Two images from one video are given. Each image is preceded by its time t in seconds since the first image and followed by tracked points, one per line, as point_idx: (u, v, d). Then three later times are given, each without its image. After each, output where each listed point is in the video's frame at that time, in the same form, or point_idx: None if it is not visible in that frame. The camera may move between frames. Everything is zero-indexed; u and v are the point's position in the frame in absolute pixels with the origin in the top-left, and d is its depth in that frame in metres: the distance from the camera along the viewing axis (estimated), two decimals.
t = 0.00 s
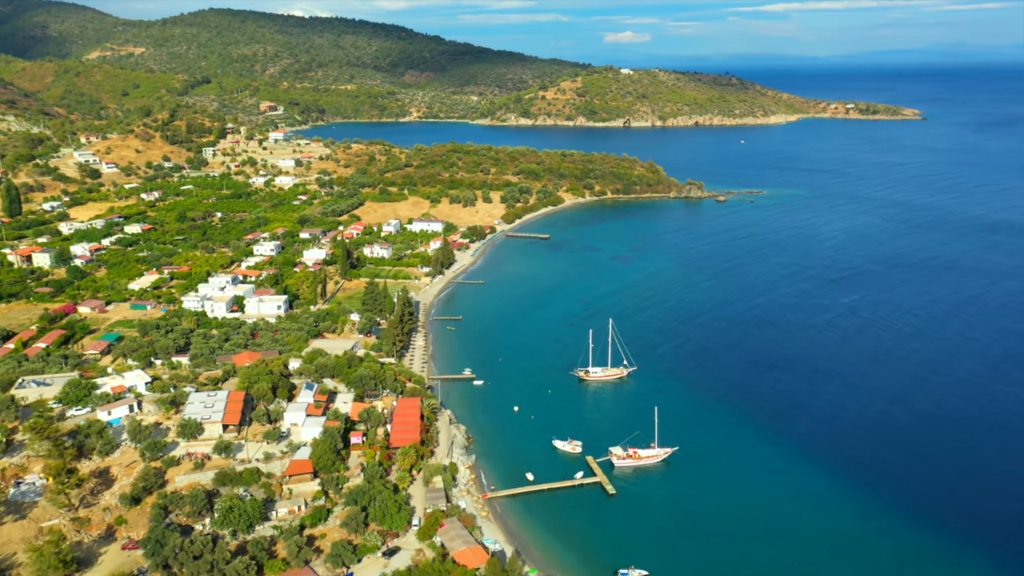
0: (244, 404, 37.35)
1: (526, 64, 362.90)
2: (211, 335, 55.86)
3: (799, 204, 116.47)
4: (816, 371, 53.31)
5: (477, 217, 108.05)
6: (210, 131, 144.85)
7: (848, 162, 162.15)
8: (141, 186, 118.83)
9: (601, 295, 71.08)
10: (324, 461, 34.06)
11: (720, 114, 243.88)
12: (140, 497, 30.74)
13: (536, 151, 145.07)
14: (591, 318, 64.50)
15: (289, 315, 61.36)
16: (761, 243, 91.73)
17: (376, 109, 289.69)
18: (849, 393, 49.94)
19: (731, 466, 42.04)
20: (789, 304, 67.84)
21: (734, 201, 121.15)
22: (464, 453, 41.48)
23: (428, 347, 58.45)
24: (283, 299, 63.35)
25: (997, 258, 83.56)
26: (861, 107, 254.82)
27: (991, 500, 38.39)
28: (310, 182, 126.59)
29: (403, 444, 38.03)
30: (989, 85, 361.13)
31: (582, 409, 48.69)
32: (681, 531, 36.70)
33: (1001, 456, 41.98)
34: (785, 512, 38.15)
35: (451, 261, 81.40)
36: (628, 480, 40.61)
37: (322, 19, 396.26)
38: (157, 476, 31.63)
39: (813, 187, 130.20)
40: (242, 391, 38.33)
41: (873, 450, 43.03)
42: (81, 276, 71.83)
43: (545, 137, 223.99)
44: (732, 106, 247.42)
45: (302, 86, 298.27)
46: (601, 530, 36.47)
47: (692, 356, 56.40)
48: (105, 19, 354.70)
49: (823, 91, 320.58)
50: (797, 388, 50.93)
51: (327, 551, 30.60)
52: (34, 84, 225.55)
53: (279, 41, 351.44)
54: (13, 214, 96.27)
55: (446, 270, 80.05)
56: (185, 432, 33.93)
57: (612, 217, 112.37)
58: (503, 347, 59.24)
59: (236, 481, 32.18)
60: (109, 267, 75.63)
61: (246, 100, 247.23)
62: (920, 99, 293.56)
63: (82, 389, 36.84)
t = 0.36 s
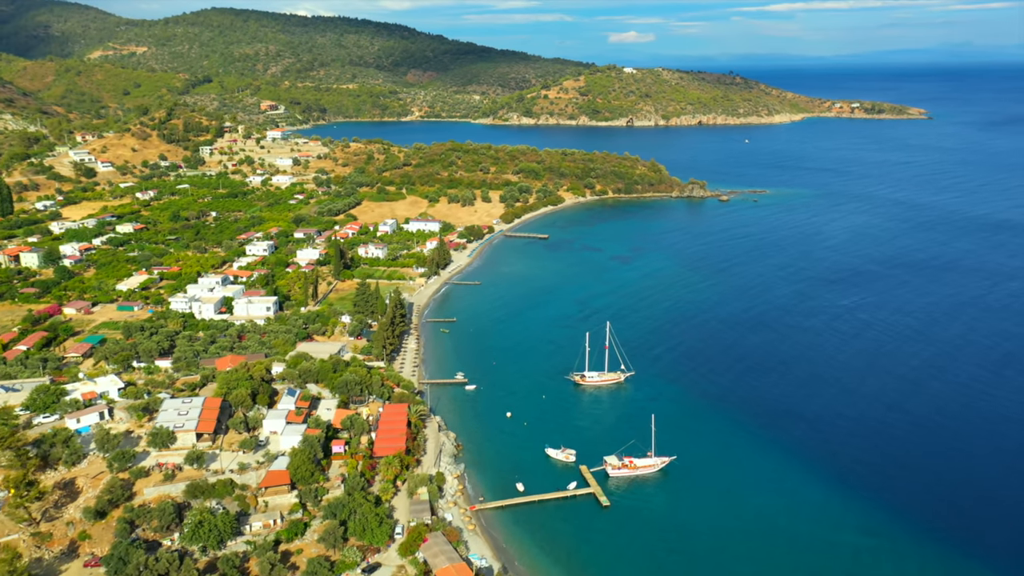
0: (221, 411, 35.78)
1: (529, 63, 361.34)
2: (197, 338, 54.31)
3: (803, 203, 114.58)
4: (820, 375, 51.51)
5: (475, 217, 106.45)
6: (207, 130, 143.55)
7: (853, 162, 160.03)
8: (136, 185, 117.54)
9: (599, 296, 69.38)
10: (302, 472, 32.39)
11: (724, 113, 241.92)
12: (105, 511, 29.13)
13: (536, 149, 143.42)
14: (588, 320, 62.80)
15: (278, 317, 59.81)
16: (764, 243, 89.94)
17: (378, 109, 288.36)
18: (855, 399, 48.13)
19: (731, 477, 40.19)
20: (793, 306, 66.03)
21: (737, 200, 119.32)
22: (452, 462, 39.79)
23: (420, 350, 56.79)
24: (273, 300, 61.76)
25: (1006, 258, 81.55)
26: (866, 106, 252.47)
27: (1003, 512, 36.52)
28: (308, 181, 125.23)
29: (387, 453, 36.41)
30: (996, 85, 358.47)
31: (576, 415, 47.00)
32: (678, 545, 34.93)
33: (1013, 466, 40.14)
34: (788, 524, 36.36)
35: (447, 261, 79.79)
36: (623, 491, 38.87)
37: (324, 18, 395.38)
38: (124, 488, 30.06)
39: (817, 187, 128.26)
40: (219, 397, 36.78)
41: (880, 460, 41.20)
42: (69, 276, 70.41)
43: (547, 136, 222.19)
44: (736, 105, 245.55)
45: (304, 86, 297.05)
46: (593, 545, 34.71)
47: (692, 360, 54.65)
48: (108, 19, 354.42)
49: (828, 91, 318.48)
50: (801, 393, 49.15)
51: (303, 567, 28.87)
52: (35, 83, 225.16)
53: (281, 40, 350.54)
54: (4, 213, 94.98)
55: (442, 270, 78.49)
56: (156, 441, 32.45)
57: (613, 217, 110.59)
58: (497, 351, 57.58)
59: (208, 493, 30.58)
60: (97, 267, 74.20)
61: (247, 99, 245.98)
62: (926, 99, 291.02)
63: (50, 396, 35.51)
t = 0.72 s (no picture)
0: (195, 418, 34.24)
1: (532, 62, 359.64)
2: (182, 340, 52.84)
3: (807, 203, 112.66)
4: (824, 381, 49.70)
5: (474, 216, 104.82)
6: (206, 128, 142.25)
7: (859, 161, 157.91)
8: (132, 183, 116.26)
9: (598, 298, 67.68)
10: (277, 484, 30.76)
11: (729, 112, 239.80)
12: (67, 526, 27.54)
13: (537, 148, 141.76)
14: (586, 322, 61.06)
15: (267, 319, 58.30)
16: (767, 243, 88.11)
17: (381, 108, 287.01)
18: (860, 405, 46.40)
19: (730, 488, 38.45)
20: (797, 308, 64.20)
21: (741, 200, 117.40)
22: (440, 471, 38.16)
23: (412, 354, 55.11)
24: (262, 301, 60.18)
25: (1016, 259, 79.52)
26: (873, 105, 249.91)
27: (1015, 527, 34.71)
28: (306, 180, 123.83)
29: (369, 463, 34.80)
30: (1003, 84, 355.45)
31: (571, 423, 45.33)
32: (673, 562, 33.22)
33: None
34: (790, 538, 34.62)
35: (444, 262, 78.22)
36: (617, 503, 37.17)
37: (328, 17, 394.39)
38: (88, 501, 28.53)
39: (822, 186, 126.27)
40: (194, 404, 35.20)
41: (888, 470, 39.46)
42: (57, 275, 69.03)
43: (550, 135, 220.46)
44: (741, 105, 243.40)
45: (306, 85, 295.95)
46: (584, 561, 33.03)
47: (693, 364, 52.86)
48: (112, 18, 353.99)
49: (833, 91, 316.06)
50: (806, 399, 47.38)
51: None
52: (37, 82, 224.66)
53: (285, 39, 349.50)
54: None
55: (438, 271, 76.84)
56: (125, 451, 30.97)
57: (614, 216, 108.73)
58: (492, 354, 55.86)
59: (177, 506, 29.02)
60: (87, 267, 72.85)
61: (249, 97, 244.79)
62: (933, 98, 288.29)
63: (16, 403, 34.13)
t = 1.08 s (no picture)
0: (167, 428, 32.64)
1: (537, 62, 357.83)
2: (166, 343, 51.31)
3: (813, 203, 110.71)
4: (829, 387, 47.89)
5: (474, 216, 103.22)
6: (204, 127, 141.01)
7: (865, 160, 155.64)
8: (129, 183, 115.06)
9: (597, 300, 65.91)
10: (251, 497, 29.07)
11: (734, 112, 237.62)
12: (24, 542, 25.93)
13: (539, 147, 140.05)
14: (584, 326, 59.33)
15: (256, 321, 56.80)
16: (771, 245, 86.22)
17: (384, 107, 285.61)
18: (867, 413, 44.60)
19: (731, 502, 36.59)
20: (802, 311, 62.35)
21: (745, 200, 115.45)
22: (427, 483, 36.42)
23: (403, 357, 53.45)
24: (252, 303, 58.65)
25: None
26: (880, 105, 247.10)
27: None
28: (304, 179, 122.43)
29: (350, 475, 33.11)
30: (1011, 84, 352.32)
31: (566, 431, 43.57)
32: None
33: None
34: (793, 556, 32.80)
35: (440, 263, 76.57)
36: (612, 517, 35.38)
37: (332, 17, 393.31)
38: (48, 517, 26.96)
39: (828, 186, 124.19)
40: (167, 411, 33.67)
41: (898, 482, 37.64)
42: (44, 276, 67.65)
43: (553, 135, 218.61)
44: (746, 104, 241.17)
45: (309, 84, 294.85)
46: None
47: (693, 369, 51.09)
48: (116, 17, 353.47)
49: (840, 91, 313.50)
50: (811, 407, 45.53)
51: None
52: (39, 81, 224.08)
53: (288, 38, 348.38)
54: None
55: (434, 272, 75.25)
56: (90, 462, 29.46)
57: (616, 217, 106.93)
58: (486, 359, 54.16)
59: (143, 522, 27.40)
60: (76, 267, 71.53)
61: (251, 97, 243.59)
62: (940, 98, 285.91)
63: None
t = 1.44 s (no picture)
0: (135, 438, 31.08)
1: (541, 61, 356.02)
2: (149, 346, 49.85)
3: (818, 203, 108.78)
4: (834, 393, 46.11)
5: (473, 216, 101.60)
6: (203, 126, 139.76)
7: (872, 160, 153.44)
8: (125, 182, 113.82)
9: (596, 302, 64.20)
10: (220, 512, 27.41)
11: (739, 112, 235.48)
12: None
13: (540, 147, 138.39)
14: (581, 329, 57.61)
15: (244, 323, 55.31)
16: (776, 245, 84.31)
17: (387, 107, 284.15)
18: (875, 421, 42.77)
19: (731, 516, 34.75)
20: (807, 314, 60.48)
21: (750, 200, 113.49)
22: (412, 496, 34.71)
23: (394, 362, 51.80)
24: (240, 305, 57.15)
25: None
26: (887, 104, 244.43)
27: None
28: (302, 179, 121.06)
29: (329, 488, 31.45)
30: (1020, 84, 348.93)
31: (559, 439, 41.85)
32: None
33: None
34: None
35: (436, 264, 74.99)
36: (606, 532, 33.61)
37: (336, 17, 392.31)
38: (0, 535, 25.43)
39: (833, 186, 122.14)
40: (137, 420, 32.10)
41: (907, 495, 35.83)
42: (32, 276, 66.35)
43: (557, 134, 216.71)
44: (751, 104, 238.95)
45: (312, 84, 293.71)
46: None
47: (694, 374, 49.32)
48: (120, 17, 353.21)
49: (846, 91, 310.72)
50: (816, 414, 43.72)
51: None
52: (42, 81, 223.47)
53: (292, 38, 347.21)
54: None
55: (430, 273, 73.66)
56: (50, 475, 28.00)
57: (618, 217, 105.13)
58: (479, 363, 52.48)
59: (103, 539, 25.82)
60: (64, 267, 70.24)
61: (254, 96, 242.46)
62: (947, 98, 283.16)
63: None
